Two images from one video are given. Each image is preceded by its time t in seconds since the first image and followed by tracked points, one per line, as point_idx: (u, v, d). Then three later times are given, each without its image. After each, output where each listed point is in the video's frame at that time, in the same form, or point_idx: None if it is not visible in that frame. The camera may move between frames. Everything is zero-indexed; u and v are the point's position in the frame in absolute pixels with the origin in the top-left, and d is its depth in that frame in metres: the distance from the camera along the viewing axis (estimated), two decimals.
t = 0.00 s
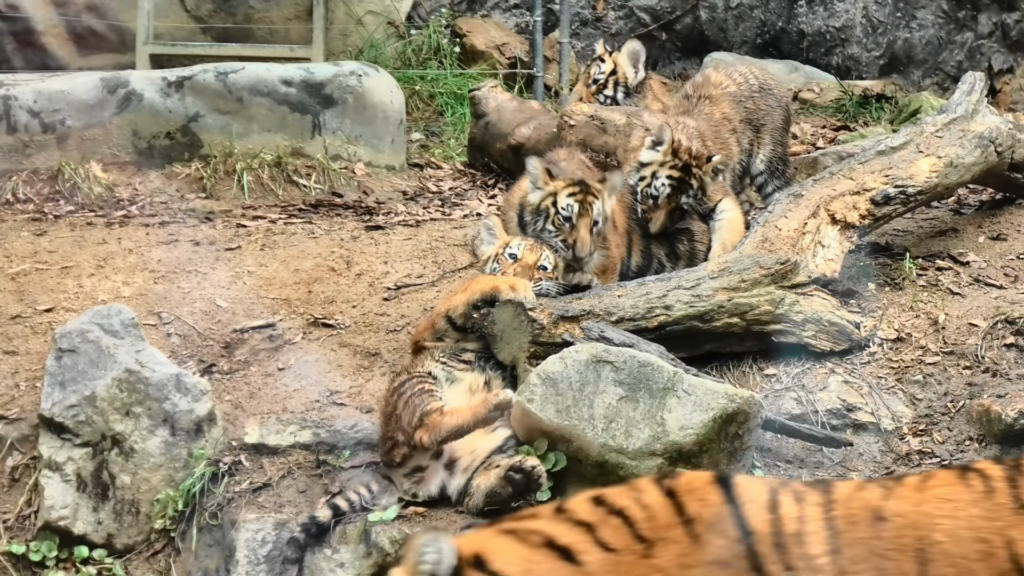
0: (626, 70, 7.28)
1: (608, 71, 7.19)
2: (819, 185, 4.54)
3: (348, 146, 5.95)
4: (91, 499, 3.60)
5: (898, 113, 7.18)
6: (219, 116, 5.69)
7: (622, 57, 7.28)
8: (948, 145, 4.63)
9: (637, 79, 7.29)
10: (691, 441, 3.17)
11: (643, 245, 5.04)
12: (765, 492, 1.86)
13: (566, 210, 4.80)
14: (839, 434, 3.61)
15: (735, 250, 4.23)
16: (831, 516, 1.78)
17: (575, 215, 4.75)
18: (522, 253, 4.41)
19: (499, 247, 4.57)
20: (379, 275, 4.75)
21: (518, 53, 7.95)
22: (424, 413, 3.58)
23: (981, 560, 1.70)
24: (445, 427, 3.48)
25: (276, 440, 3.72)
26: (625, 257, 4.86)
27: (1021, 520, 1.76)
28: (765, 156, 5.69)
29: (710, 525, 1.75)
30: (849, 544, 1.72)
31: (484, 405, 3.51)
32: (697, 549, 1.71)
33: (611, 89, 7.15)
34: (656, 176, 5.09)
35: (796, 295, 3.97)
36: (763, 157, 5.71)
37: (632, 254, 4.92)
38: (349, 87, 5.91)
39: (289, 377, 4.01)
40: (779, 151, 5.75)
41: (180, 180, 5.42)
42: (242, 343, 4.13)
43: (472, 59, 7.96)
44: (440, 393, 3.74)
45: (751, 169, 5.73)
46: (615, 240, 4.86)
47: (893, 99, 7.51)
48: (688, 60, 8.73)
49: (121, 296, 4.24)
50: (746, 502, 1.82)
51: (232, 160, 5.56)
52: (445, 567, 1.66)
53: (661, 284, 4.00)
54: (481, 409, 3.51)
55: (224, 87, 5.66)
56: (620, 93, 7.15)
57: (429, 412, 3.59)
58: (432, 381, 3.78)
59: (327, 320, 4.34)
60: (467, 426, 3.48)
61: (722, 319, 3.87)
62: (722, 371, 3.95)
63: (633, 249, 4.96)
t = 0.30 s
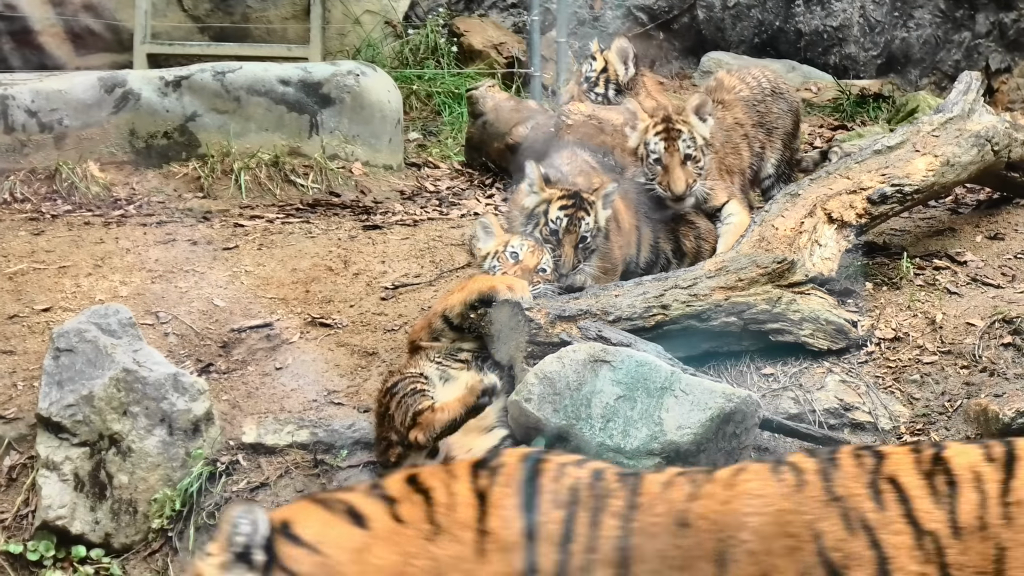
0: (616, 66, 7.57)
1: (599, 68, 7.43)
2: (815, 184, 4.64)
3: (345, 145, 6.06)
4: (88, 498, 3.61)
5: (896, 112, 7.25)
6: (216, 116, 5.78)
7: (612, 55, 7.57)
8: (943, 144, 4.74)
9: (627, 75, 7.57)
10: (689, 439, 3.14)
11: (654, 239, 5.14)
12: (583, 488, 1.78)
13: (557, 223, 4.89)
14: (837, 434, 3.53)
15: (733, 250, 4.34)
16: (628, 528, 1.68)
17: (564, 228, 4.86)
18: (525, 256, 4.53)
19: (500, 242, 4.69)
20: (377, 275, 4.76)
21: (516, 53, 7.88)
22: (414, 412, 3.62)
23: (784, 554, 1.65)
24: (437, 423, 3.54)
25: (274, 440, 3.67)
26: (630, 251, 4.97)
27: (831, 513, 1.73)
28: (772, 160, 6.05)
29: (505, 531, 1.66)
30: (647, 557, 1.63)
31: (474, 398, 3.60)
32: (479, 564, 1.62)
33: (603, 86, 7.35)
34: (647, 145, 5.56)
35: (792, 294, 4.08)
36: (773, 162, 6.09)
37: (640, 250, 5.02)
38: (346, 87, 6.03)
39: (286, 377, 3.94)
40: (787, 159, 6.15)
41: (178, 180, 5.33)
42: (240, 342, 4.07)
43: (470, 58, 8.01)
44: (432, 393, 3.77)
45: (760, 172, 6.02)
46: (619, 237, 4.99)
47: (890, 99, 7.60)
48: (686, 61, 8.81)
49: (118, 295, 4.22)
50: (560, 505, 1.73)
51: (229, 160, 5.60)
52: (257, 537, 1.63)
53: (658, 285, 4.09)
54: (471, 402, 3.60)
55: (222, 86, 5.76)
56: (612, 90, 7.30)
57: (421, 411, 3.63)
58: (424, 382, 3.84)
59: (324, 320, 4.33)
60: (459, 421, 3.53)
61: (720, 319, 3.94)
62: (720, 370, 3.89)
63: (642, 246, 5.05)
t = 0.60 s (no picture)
0: (617, 66, 7.48)
1: (600, 69, 7.32)
2: (814, 182, 4.63)
3: (344, 145, 6.22)
4: (86, 497, 3.54)
5: (895, 112, 7.26)
6: (215, 115, 5.92)
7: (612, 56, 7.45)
8: (942, 143, 4.74)
9: (628, 75, 7.47)
10: (687, 439, 3.11)
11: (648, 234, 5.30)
12: (360, 499, 1.87)
13: (557, 217, 5.00)
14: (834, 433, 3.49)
15: (733, 249, 4.33)
16: (397, 544, 1.77)
17: (563, 224, 4.99)
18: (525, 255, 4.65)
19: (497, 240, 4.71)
20: (375, 274, 4.75)
21: (514, 53, 8.00)
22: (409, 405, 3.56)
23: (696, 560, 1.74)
24: (437, 410, 3.50)
25: (272, 438, 3.58)
26: (627, 249, 5.12)
27: (603, 522, 1.76)
28: (783, 169, 6.07)
29: (276, 525, 1.80)
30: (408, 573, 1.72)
31: (463, 377, 3.63)
32: (250, 551, 1.77)
33: (605, 87, 7.24)
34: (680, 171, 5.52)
35: (791, 294, 4.11)
36: (782, 169, 6.08)
37: (636, 247, 5.16)
38: (344, 86, 6.24)
39: (286, 377, 3.91)
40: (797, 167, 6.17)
41: (177, 179, 5.37)
42: (238, 342, 4.03)
43: (468, 58, 7.98)
44: (425, 387, 3.70)
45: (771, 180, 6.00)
46: (617, 238, 5.13)
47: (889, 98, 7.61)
48: (684, 60, 8.84)
49: (116, 295, 4.18)
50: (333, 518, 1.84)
51: (227, 159, 5.67)
52: (47, 545, 1.71)
53: (657, 284, 4.08)
54: (461, 382, 3.62)
55: (220, 86, 5.92)
56: (614, 91, 7.21)
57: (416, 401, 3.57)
58: (420, 380, 3.75)
59: (323, 320, 4.31)
60: (456, 404, 3.51)
61: (718, 319, 3.97)
62: (718, 369, 3.90)
63: (640, 243, 5.18)
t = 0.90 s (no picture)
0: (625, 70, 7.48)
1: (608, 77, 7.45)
2: (814, 182, 4.66)
3: (343, 145, 6.32)
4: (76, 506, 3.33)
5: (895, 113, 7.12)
6: (214, 114, 6.06)
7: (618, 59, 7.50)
8: (942, 143, 4.81)
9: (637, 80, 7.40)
10: (687, 439, 3.14)
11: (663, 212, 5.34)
12: (175, 474, 2.10)
13: (532, 228, 4.50)
14: (835, 433, 3.50)
15: (731, 249, 4.36)
16: (213, 511, 2.00)
17: (536, 235, 4.46)
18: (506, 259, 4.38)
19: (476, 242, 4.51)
20: (374, 274, 4.81)
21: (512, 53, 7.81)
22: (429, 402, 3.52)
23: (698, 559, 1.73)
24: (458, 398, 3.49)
25: (271, 438, 3.39)
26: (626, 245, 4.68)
27: (410, 514, 1.97)
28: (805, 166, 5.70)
29: (88, 485, 2.02)
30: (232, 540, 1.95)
31: (482, 364, 3.63)
32: (71, 518, 1.97)
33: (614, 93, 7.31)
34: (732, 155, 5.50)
35: (791, 293, 4.18)
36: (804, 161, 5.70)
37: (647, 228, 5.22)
38: (344, 86, 6.62)
39: (285, 377, 3.84)
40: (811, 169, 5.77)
41: (177, 179, 5.34)
42: (237, 341, 3.95)
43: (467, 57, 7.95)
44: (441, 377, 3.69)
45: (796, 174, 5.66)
46: (614, 236, 4.66)
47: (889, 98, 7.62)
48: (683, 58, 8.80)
49: (115, 295, 4.12)
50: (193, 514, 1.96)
51: (227, 159, 5.69)
52: None
53: (656, 284, 4.09)
54: (481, 370, 3.62)
55: (220, 85, 6.13)
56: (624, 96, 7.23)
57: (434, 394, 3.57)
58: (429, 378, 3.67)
59: (322, 319, 4.32)
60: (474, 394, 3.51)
61: (717, 318, 4.01)
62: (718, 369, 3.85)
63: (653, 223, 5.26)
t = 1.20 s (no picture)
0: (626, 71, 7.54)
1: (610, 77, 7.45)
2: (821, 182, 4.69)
3: (342, 145, 6.20)
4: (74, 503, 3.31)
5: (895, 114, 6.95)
6: (213, 114, 5.91)
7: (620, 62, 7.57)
8: (948, 145, 4.74)
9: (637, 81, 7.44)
10: (685, 438, 3.24)
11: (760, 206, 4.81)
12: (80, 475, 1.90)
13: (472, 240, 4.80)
14: (833, 433, 3.58)
15: (734, 250, 4.32)
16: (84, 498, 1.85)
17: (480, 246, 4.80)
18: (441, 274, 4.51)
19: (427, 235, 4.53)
20: (374, 273, 4.87)
21: (512, 52, 7.84)
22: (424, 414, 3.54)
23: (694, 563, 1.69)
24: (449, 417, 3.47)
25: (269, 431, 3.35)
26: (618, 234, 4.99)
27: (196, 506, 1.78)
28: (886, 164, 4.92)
29: None
30: (45, 529, 1.73)
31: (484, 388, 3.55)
32: None
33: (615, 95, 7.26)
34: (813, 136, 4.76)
35: (792, 298, 4.12)
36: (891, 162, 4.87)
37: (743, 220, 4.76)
38: (343, 86, 6.20)
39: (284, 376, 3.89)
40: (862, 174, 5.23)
41: (176, 178, 5.42)
42: (236, 341, 4.02)
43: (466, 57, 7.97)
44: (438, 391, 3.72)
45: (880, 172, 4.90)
46: (604, 234, 5.00)
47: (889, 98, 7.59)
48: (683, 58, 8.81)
49: (114, 294, 4.09)
50: (20, 499, 1.79)
51: (226, 159, 5.67)
52: None
53: (659, 282, 4.04)
54: (482, 394, 3.55)
55: (219, 85, 5.91)
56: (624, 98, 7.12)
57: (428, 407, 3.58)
58: (427, 384, 3.79)
59: (321, 318, 4.42)
60: (471, 411, 3.48)
61: (719, 319, 3.98)
62: (717, 369, 3.92)
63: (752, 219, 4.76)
